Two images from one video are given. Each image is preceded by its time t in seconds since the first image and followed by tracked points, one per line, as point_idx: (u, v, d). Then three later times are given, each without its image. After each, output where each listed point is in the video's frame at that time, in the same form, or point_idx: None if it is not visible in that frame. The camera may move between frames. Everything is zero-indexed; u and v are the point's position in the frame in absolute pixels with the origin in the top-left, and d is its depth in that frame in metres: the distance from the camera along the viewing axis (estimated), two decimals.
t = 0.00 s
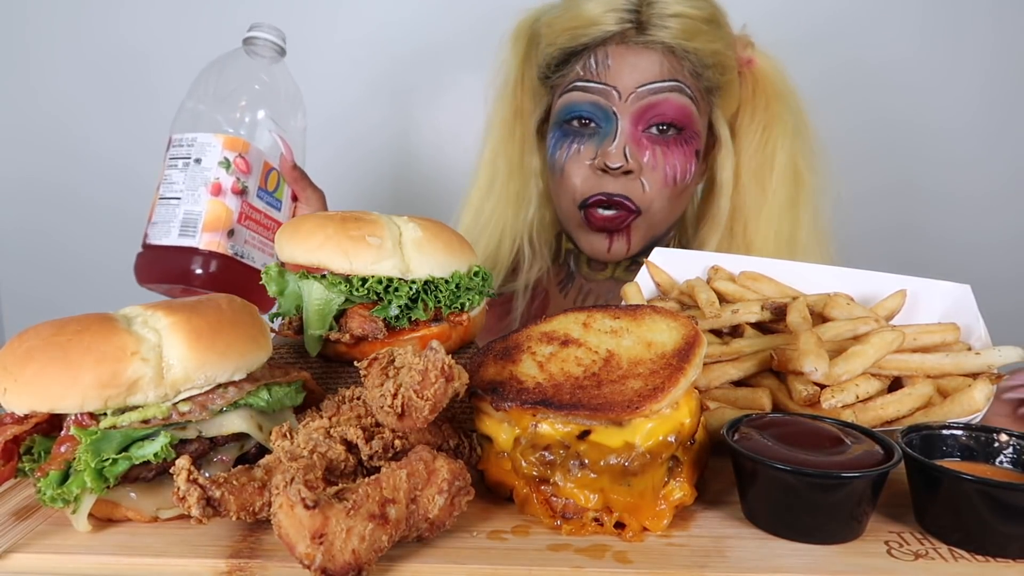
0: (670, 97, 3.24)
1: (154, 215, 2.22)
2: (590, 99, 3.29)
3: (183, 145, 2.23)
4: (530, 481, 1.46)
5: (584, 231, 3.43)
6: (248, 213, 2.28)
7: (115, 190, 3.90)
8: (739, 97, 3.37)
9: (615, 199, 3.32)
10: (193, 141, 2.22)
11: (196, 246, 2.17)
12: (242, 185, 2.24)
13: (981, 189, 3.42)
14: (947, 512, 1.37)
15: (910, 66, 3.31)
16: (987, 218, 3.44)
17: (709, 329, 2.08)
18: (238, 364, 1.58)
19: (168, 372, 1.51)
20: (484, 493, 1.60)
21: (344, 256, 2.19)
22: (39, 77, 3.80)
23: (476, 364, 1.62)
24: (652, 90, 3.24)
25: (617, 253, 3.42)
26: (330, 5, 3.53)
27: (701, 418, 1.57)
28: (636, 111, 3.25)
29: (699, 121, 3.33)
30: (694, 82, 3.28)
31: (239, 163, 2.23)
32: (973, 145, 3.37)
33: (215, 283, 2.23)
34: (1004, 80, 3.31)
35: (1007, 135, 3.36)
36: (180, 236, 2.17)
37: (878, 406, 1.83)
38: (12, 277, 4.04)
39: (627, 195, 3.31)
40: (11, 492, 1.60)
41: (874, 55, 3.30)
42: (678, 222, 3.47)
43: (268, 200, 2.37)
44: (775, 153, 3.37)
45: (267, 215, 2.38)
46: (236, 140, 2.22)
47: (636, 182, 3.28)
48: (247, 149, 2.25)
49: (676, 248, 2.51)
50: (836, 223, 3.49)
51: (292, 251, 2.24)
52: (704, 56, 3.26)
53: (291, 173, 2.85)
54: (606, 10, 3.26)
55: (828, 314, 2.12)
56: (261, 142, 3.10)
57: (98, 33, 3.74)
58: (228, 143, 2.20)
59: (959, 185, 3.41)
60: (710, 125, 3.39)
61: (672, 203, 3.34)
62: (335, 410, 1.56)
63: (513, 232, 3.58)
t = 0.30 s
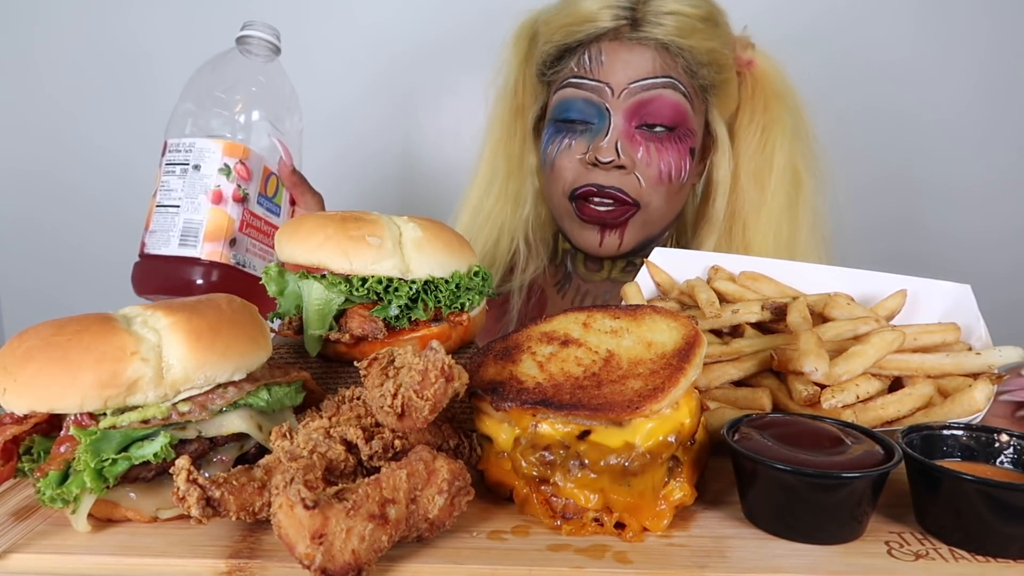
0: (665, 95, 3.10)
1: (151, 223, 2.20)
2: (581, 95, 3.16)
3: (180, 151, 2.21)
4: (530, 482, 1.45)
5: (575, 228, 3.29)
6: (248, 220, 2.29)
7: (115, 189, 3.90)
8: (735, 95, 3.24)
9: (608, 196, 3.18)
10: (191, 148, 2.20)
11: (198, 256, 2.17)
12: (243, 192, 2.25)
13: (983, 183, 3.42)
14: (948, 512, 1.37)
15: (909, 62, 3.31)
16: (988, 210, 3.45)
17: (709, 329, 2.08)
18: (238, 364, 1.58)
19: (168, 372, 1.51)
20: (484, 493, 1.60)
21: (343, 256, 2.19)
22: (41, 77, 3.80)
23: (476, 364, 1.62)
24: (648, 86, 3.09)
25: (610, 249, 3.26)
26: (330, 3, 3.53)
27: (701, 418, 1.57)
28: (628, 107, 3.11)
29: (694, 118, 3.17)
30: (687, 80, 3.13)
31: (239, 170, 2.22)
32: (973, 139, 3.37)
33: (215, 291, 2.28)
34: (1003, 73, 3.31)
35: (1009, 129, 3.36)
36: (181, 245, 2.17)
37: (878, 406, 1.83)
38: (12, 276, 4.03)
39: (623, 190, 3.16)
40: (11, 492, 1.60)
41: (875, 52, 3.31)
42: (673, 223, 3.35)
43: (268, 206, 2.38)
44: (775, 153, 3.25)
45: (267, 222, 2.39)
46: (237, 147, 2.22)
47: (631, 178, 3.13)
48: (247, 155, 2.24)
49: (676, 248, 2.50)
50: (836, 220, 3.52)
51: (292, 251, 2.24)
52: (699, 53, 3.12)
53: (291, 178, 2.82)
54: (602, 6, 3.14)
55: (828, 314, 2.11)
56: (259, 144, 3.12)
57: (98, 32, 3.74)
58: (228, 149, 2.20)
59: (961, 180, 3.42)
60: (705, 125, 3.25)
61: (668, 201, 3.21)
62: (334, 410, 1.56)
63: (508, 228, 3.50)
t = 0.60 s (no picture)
0: (599, 70, 3.20)
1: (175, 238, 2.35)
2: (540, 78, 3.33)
3: (228, 175, 2.32)
4: (530, 481, 1.45)
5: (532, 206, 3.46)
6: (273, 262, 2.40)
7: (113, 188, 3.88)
8: (713, 81, 3.17)
9: (552, 172, 3.32)
10: (239, 177, 2.31)
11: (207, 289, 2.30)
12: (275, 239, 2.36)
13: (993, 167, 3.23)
14: (948, 512, 1.37)
15: (916, 52, 3.15)
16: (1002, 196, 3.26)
17: (709, 329, 2.08)
18: (238, 364, 1.57)
19: (168, 372, 1.50)
20: (484, 493, 1.60)
21: (343, 256, 2.18)
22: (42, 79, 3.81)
23: (476, 364, 1.62)
24: (584, 64, 3.23)
25: (554, 228, 3.36)
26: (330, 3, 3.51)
27: (702, 417, 1.57)
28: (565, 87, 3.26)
29: (643, 95, 3.17)
30: (631, 57, 3.18)
31: (279, 215, 2.33)
32: (978, 122, 3.20)
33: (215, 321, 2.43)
34: (1002, 51, 3.15)
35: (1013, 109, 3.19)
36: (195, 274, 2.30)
37: (878, 406, 1.84)
38: (11, 277, 4.02)
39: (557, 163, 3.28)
40: (11, 492, 1.60)
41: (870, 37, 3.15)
42: (640, 209, 3.26)
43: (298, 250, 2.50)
44: (756, 142, 3.16)
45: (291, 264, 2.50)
46: (285, 194, 2.32)
47: (564, 151, 3.26)
48: (292, 203, 2.35)
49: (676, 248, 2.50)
50: (848, 214, 3.27)
51: (292, 251, 2.23)
52: (652, 37, 3.16)
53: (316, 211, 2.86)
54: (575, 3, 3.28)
55: (828, 314, 2.11)
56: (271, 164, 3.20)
57: (98, 32, 3.74)
58: (274, 194, 2.30)
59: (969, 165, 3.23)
60: (669, 111, 3.17)
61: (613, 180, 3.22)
62: (334, 410, 1.56)
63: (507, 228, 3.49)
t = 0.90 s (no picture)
0: (586, 56, 3.04)
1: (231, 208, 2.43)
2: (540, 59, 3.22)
3: (309, 175, 2.44)
4: (530, 481, 1.45)
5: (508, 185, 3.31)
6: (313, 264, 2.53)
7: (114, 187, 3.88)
8: (704, 81, 3.04)
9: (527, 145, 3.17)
10: (323, 182, 2.45)
11: (249, 272, 2.38)
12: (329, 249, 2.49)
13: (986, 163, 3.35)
14: (948, 512, 1.37)
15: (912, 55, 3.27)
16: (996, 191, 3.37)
17: (709, 329, 2.08)
18: (238, 364, 1.57)
19: (169, 372, 1.50)
20: (484, 493, 1.59)
21: (343, 256, 2.18)
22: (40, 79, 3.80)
23: (476, 364, 1.62)
24: (573, 49, 3.09)
25: (520, 198, 3.19)
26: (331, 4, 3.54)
27: (702, 418, 1.57)
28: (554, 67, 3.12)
29: (626, 80, 3.00)
30: (621, 46, 3.03)
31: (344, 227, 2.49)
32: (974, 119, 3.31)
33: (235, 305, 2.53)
34: (999, 54, 3.24)
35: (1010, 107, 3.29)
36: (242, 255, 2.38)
37: (878, 406, 1.83)
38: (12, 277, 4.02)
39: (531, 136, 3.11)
40: (11, 492, 1.61)
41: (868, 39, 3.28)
42: (614, 199, 3.10)
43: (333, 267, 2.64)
44: (745, 154, 3.00)
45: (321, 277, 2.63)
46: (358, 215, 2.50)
47: (540, 127, 3.09)
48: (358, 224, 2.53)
49: (677, 249, 2.50)
50: (851, 216, 3.42)
51: (292, 251, 2.23)
52: (649, 32, 3.04)
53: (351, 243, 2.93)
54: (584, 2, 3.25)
55: (828, 314, 2.11)
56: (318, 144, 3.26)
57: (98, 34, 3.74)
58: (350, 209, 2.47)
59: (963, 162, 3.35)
60: (653, 105, 3.01)
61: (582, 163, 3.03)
62: (334, 410, 1.56)
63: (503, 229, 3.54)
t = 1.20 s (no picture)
0: (596, 39, 2.87)
1: (266, 109, 2.34)
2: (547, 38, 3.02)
3: (349, 100, 2.35)
4: (530, 482, 1.45)
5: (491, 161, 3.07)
6: (323, 194, 2.41)
7: (116, 185, 3.90)
8: (711, 92, 2.90)
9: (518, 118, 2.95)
10: (360, 109, 2.36)
11: (261, 168, 2.28)
12: (346, 175, 2.39)
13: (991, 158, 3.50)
14: (948, 512, 1.37)
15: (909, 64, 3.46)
16: (1000, 186, 3.51)
17: (709, 329, 2.08)
18: (238, 364, 1.57)
19: (169, 372, 1.50)
20: (484, 493, 1.59)
21: (343, 256, 2.17)
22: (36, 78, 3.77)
23: (476, 364, 1.62)
24: (586, 32, 2.91)
25: (501, 181, 2.96)
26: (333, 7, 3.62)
27: (702, 417, 1.57)
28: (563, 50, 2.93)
29: (632, 72, 2.84)
30: (633, 39, 2.88)
31: (365, 162, 2.39)
32: (977, 117, 3.47)
33: (239, 206, 2.39)
34: (993, 65, 3.41)
35: (1011, 105, 3.44)
36: (257, 149, 2.27)
37: (878, 406, 1.83)
38: (13, 276, 4.01)
39: (523, 108, 2.89)
40: (11, 492, 1.61)
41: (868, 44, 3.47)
42: (599, 189, 2.94)
43: (345, 203, 2.53)
44: (746, 177, 2.90)
45: (331, 209, 2.51)
46: (383, 151, 2.41)
47: (538, 100, 2.86)
48: (381, 160, 2.43)
49: (677, 249, 2.50)
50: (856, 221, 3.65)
51: (292, 251, 2.23)
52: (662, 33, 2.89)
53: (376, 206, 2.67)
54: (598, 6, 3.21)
55: (828, 314, 2.11)
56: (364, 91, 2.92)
57: (97, 31, 3.71)
58: (376, 143, 2.37)
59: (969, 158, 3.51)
60: (653, 100, 2.84)
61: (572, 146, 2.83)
62: (334, 410, 1.56)
63: (501, 228, 3.54)
